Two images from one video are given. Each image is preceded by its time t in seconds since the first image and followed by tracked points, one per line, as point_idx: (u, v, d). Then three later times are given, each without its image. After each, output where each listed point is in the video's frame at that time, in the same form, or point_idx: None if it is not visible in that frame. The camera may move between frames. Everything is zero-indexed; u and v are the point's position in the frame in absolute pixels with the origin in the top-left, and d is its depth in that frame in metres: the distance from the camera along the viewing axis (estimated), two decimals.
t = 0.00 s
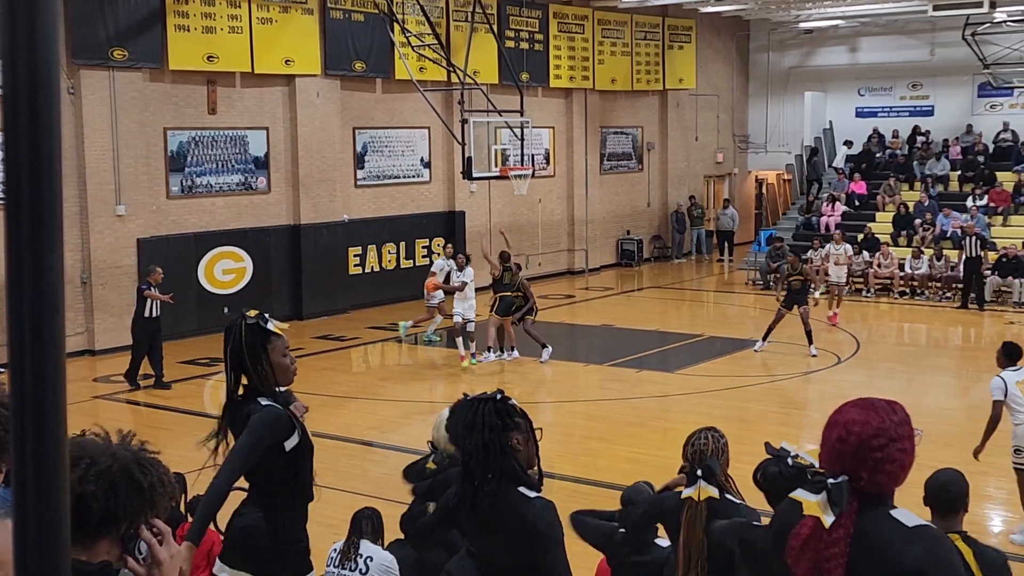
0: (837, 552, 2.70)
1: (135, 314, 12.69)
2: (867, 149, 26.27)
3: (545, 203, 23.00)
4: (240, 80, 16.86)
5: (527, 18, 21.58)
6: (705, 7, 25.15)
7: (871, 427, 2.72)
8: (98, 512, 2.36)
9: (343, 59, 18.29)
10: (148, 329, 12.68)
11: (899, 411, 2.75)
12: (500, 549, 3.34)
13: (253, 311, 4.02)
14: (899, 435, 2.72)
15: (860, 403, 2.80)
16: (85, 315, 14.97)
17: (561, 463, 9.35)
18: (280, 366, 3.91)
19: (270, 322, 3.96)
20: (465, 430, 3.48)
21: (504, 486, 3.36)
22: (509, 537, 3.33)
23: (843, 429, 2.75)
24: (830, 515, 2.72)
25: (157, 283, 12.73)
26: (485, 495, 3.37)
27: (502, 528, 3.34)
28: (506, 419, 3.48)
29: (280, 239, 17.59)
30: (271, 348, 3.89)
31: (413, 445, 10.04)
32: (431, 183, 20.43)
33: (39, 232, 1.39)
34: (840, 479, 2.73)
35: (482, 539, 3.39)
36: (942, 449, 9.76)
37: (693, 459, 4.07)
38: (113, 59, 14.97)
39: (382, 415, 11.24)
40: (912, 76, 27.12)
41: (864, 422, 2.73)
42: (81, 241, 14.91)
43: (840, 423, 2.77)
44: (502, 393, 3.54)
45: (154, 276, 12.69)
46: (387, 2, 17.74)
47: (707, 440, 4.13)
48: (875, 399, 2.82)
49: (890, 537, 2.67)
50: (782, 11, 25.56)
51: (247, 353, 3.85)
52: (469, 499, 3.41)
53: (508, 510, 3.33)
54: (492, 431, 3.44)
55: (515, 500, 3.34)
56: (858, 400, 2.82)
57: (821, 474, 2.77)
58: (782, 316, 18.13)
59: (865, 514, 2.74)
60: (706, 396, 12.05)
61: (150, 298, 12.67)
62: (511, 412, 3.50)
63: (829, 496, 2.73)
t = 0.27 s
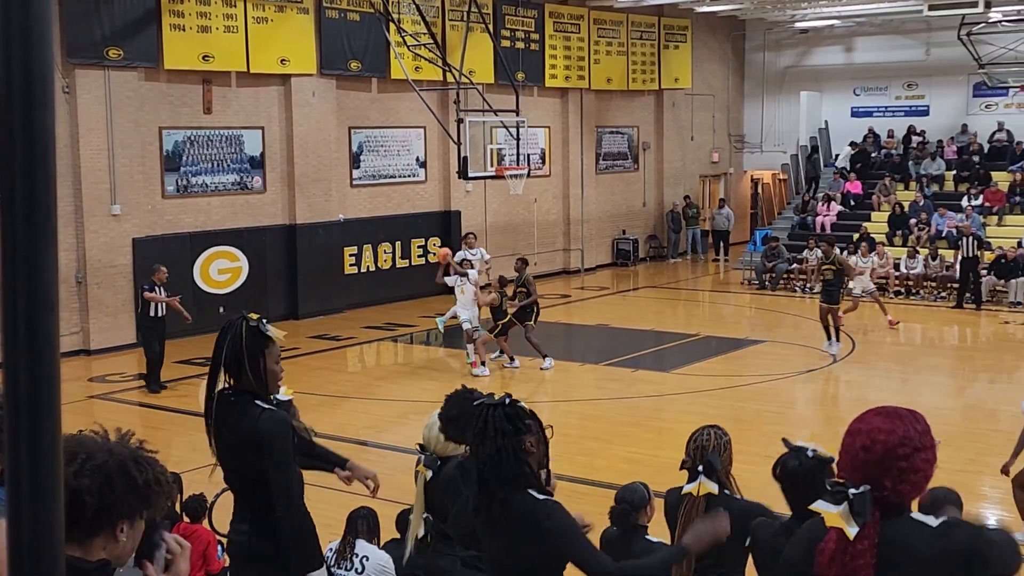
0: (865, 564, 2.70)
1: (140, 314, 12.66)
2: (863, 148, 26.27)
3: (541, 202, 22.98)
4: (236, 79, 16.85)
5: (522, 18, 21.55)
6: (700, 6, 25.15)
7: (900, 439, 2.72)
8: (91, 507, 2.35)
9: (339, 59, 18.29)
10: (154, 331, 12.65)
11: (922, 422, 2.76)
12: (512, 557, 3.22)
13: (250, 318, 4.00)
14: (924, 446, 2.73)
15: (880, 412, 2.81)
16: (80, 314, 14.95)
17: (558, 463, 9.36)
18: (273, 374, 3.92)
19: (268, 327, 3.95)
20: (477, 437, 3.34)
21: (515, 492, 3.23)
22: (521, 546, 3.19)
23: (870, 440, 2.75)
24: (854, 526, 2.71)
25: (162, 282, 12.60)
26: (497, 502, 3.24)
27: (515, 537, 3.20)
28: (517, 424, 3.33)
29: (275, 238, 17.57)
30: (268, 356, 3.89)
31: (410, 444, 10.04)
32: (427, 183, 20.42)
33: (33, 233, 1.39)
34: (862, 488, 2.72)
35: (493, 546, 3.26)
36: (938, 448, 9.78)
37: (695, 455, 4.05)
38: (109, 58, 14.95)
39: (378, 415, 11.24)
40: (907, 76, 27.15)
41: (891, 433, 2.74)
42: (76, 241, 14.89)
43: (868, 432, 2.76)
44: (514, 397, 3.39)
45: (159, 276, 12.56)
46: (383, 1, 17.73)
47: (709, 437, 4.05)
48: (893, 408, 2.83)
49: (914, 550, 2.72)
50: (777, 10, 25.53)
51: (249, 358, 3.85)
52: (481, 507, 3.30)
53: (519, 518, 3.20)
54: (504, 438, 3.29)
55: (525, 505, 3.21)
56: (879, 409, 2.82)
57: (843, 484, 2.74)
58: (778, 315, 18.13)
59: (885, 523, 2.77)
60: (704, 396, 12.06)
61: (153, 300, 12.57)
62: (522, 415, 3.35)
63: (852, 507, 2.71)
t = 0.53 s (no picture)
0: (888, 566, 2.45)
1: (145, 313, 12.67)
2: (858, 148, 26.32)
3: (536, 201, 23.00)
4: (231, 79, 16.83)
5: (517, 17, 21.56)
6: (695, 6, 25.19)
7: (902, 428, 2.48)
8: (79, 498, 2.37)
9: (334, 58, 18.26)
10: (160, 331, 12.65)
11: (916, 405, 2.55)
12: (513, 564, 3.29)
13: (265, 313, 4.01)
14: (924, 434, 2.51)
15: (874, 402, 2.56)
16: (75, 314, 14.93)
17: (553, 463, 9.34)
18: (285, 373, 3.94)
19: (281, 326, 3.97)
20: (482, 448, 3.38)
21: (519, 501, 3.29)
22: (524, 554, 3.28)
23: (871, 433, 2.50)
24: (867, 521, 2.47)
25: (166, 283, 12.57)
26: (500, 512, 3.30)
27: (516, 548, 3.28)
28: (524, 437, 3.38)
29: (270, 238, 17.55)
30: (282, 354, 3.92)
31: (406, 443, 10.03)
32: (422, 182, 20.41)
33: (25, 219, 1.31)
34: (869, 482, 2.49)
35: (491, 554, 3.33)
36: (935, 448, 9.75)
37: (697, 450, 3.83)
38: (103, 57, 14.93)
39: (373, 415, 11.22)
40: (902, 76, 27.21)
41: (891, 423, 2.49)
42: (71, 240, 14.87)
43: (867, 424, 2.51)
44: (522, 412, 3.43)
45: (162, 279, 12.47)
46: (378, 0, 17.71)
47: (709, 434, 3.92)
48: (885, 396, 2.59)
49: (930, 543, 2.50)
50: (773, 10, 25.53)
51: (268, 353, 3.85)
52: (483, 517, 3.34)
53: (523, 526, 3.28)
54: (511, 451, 3.34)
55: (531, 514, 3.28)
56: (869, 399, 2.58)
57: (846, 478, 2.52)
58: (773, 315, 18.14)
59: (894, 516, 2.52)
60: (700, 395, 12.05)
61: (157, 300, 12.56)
62: (527, 428, 3.41)
63: (860, 502, 2.48)
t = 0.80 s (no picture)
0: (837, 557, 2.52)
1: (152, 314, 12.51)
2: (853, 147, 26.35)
3: (532, 201, 22.99)
4: (226, 78, 16.83)
5: (513, 17, 21.55)
6: (691, 6, 25.21)
7: (860, 426, 2.56)
8: (79, 492, 2.37)
9: (330, 57, 18.25)
10: (166, 331, 12.51)
11: (879, 404, 2.63)
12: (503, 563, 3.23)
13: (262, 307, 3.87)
14: (882, 435, 2.58)
15: (837, 398, 2.64)
16: (70, 313, 14.92)
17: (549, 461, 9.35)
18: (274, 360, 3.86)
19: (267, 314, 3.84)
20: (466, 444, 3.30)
21: (503, 499, 3.23)
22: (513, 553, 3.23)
23: (830, 429, 2.58)
24: (818, 517, 2.55)
25: (171, 282, 12.52)
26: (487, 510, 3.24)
27: (507, 547, 3.23)
28: (508, 431, 3.28)
29: (266, 237, 17.53)
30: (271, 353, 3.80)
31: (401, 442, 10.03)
32: (418, 181, 20.40)
33: (21, 218, 1.32)
34: (823, 477, 2.55)
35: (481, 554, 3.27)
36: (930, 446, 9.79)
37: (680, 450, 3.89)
38: (98, 57, 14.92)
39: (369, 414, 11.23)
40: (897, 76, 27.25)
41: (851, 421, 2.57)
42: (66, 240, 14.85)
43: (827, 420, 2.59)
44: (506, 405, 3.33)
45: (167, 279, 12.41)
46: None
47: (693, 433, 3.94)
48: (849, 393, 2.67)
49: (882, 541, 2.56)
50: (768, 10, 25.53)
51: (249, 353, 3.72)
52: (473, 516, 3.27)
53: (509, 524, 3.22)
54: (497, 447, 3.26)
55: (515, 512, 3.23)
56: (833, 395, 2.66)
57: (802, 471, 2.60)
58: (769, 314, 18.15)
59: (849, 512, 2.59)
60: (694, 394, 12.08)
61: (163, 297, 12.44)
62: (512, 422, 3.30)
63: (813, 496, 2.54)
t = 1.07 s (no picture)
0: (785, 550, 2.59)
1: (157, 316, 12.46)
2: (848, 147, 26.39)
3: (528, 200, 23.00)
4: (222, 77, 16.81)
5: (509, 16, 21.54)
6: (686, 5, 25.21)
7: (819, 426, 2.63)
8: (83, 487, 2.41)
9: (325, 56, 18.23)
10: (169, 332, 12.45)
11: (846, 406, 2.68)
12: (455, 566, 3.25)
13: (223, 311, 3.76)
14: (844, 436, 2.64)
15: (806, 399, 2.72)
16: (65, 313, 14.89)
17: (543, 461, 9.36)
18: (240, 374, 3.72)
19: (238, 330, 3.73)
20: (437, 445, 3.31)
21: (466, 500, 3.23)
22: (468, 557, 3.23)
23: (790, 427, 2.65)
24: (772, 512, 2.64)
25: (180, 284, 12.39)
26: (448, 514, 3.24)
27: (465, 546, 3.22)
28: (483, 435, 3.30)
29: (261, 236, 17.52)
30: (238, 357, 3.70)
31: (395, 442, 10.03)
32: (414, 180, 20.40)
33: (15, 217, 1.30)
34: (782, 472, 2.63)
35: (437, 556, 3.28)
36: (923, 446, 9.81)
37: (663, 450, 3.89)
38: (93, 56, 14.90)
39: (364, 413, 11.23)
40: (892, 75, 27.30)
41: (811, 420, 2.64)
42: (61, 239, 14.82)
43: (788, 419, 2.67)
44: (483, 411, 3.33)
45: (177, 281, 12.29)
46: None
47: (677, 432, 3.91)
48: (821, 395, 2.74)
49: (834, 542, 2.57)
50: (764, 9, 25.54)
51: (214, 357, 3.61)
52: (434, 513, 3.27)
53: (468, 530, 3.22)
54: (467, 451, 3.26)
55: (476, 518, 3.23)
56: (804, 396, 2.73)
57: (763, 468, 2.69)
58: (764, 314, 18.17)
59: (809, 512, 2.64)
60: (689, 394, 12.09)
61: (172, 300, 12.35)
62: (488, 427, 3.32)
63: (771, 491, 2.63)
